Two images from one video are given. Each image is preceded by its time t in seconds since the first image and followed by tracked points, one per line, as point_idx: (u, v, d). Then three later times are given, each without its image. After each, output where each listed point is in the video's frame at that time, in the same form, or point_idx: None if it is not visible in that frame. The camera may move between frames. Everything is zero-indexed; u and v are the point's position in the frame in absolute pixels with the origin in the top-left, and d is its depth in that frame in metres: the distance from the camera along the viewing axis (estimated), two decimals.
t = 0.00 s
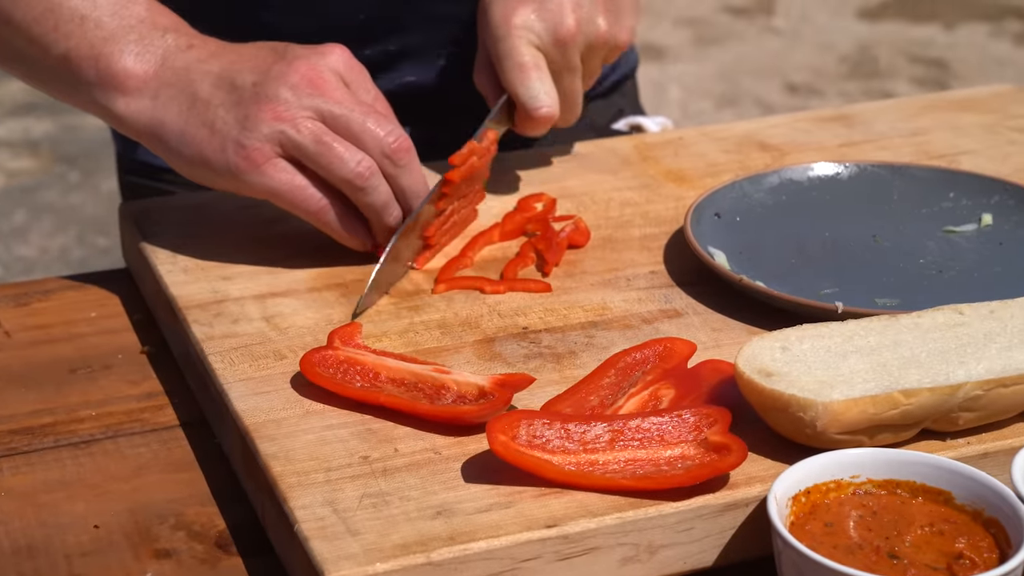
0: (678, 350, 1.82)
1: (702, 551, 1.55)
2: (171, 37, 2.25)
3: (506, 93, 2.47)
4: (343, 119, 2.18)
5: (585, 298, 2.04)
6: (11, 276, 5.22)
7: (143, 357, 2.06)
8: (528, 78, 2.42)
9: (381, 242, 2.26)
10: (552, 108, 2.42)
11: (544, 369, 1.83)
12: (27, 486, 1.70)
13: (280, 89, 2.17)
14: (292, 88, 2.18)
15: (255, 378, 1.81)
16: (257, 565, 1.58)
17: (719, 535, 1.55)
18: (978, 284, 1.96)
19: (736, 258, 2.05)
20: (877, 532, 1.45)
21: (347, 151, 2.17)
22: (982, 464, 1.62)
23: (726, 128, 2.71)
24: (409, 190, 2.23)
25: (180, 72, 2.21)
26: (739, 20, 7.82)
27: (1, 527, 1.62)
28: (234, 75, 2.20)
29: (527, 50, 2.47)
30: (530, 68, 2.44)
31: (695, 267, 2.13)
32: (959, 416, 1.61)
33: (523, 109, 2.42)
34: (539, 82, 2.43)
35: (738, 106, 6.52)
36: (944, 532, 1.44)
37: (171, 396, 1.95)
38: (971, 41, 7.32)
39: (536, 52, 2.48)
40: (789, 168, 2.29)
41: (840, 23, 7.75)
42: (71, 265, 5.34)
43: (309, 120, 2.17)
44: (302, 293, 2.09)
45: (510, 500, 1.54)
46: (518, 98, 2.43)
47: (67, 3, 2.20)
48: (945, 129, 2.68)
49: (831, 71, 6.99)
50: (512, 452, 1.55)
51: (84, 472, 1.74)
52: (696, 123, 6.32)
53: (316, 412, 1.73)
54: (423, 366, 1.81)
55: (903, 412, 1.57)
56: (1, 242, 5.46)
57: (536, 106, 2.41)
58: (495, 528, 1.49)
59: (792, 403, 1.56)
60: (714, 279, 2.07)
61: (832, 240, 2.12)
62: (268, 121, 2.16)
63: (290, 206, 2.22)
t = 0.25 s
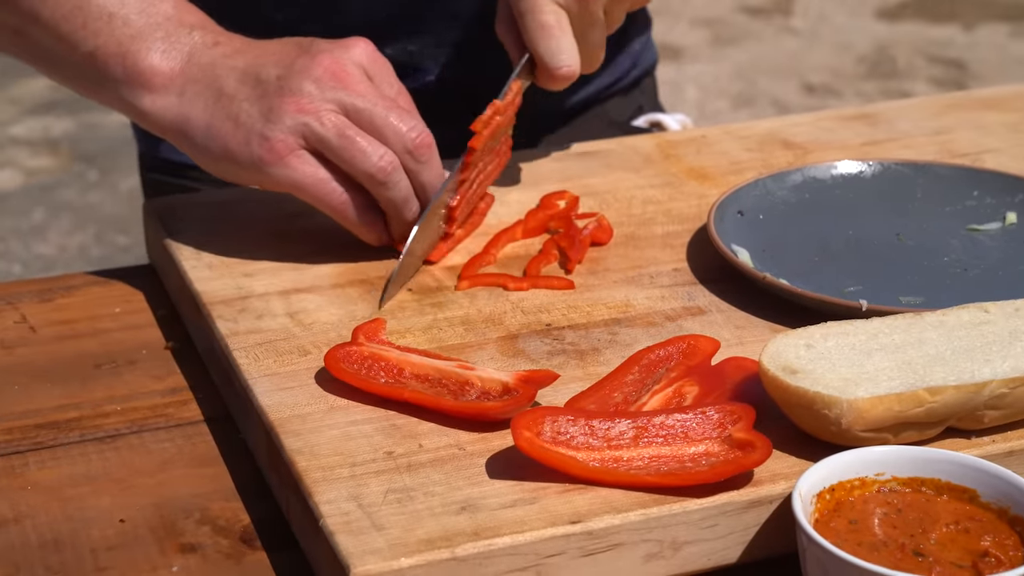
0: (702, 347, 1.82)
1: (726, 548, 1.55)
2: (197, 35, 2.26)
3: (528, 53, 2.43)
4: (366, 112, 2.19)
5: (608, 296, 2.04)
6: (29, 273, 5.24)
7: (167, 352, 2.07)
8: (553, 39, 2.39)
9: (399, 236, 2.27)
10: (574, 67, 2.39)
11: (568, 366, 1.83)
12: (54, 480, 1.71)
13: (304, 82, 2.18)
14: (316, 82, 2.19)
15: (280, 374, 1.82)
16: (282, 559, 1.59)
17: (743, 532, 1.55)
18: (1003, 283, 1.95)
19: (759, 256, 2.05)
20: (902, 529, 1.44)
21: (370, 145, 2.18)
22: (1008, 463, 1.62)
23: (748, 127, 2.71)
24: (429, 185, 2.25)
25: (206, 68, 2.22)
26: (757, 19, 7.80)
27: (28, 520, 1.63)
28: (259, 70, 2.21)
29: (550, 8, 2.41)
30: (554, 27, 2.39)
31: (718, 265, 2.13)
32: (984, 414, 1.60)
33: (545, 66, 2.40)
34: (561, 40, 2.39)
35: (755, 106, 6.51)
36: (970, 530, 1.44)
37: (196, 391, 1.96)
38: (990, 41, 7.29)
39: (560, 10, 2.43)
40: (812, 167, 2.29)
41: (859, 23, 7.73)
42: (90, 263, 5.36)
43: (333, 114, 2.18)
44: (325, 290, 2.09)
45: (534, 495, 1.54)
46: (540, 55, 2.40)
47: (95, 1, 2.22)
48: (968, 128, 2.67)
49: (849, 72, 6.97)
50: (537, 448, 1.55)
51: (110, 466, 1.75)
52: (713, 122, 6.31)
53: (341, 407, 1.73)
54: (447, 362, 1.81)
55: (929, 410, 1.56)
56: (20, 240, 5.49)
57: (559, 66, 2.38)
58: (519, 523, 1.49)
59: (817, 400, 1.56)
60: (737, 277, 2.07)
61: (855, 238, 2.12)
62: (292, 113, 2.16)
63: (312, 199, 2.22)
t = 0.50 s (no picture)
0: (713, 348, 1.82)
1: (737, 549, 1.55)
2: (207, 37, 2.30)
3: (530, 68, 2.41)
4: (369, 111, 2.19)
5: (619, 296, 2.05)
6: (37, 271, 5.24)
7: (179, 351, 2.08)
8: (556, 51, 2.36)
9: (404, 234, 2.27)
10: (575, 81, 2.36)
11: (579, 366, 1.83)
12: (65, 477, 1.72)
13: (308, 81, 2.19)
14: (319, 80, 2.20)
15: (291, 372, 1.82)
16: (293, 557, 1.60)
17: (754, 532, 1.55)
18: (1014, 285, 1.95)
19: (770, 257, 2.05)
20: (913, 531, 1.44)
21: (372, 143, 2.18)
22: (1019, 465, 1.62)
23: (759, 128, 2.71)
24: (433, 182, 2.24)
25: (214, 69, 2.25)
26: (765, 20, 7.80)
27: (40, 518, 1.64)
28: (264, 70, 2.23)
29: (553, 20, 2.40)
30: (558, 42, 2.37)
31: (729, 266, 2.13)
32: (995, 416, 1.60)
33: (547, 80, 2.36)
34: (563, 55, 2.36)
35: (763, 107, 6.51)
36: (980, 532, 1.44)
37: (207, 390, 1.96)
38: (998, 43, 7.28)
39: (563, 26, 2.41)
40: (823, 168, 2.29)
41: (868, 25, 7.72)
42: (98, 261, 5.38)
43: (336, 111, 2.18)
44: (336, 289, 2.10)
45: (546, 495, 1.54)
46: (540, 69, 2.37)
47: (106, 4, 2.27)
48: (979, 130, 2.67)
49: (857, 73, 6.96)
50: (549, 448, 1.55)
51: (122, 464, 1.75)
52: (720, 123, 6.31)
53: (352, 406, 1.74)
54: (458, 362, 1.82)
55: (940, 412, 1.56)
56: (29, 238, 5.50)
57: (559, 80, 2.35)
58: (531, 522, 1.49)
59: (828, 401, 1.56)
60: (747, 278, 2.07)
61: (866, 240, 2.12)
62: (296, 112, 2.17)
63: (316, 197, 2.23)
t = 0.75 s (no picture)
0: (714, 351, 1.82)
1: (737, 551, 1.55)
2: (205, 53, 2.32)
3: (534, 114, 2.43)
4: (360, 116, 2.19)
5: (621, 299, 2.05)
6: (40, 272, 5.25)
7: (181, 353, 2.09)
8: (561, 105, 2.38)
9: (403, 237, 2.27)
10: (579, 133, 2.39)
11: (581, 369, 1.84)
12: (67, 479, 1.73)
13: (300, 88, 2.20)
14: (311, 87, 2.21)
15: (293, 375, 1.83)
16: (294, 558, 1.60)
17: (754, 535, 1.55)
18: (1015, 290, 1.95)
19: (772, 261, 2.05)
20: (912, 533, 1.45)
21: (365, 146, 2.18)
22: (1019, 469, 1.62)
23: (761, 132, 2.72)
24: (427, 184, 2.23)
25: (210, 83, 2.27)
26: (768, 24, 7.80)
27: (42, 519, 1.65)
28: (258, 81, 2.24)
29: (559, 72, 2.42)
30: (563, 93, 2.39)
31: (731, 269, 2.13)
32: (994, 419, 1.60)
33: (550, 133, 2.39)
34: (568, 106, 2.39)
35: (765, 112, 6.51)
36: (979, 535, 1.44)
37: (209, 392, 1.97)
38: (1001, 49, 7.29)
39: (569, 78, 2.43)
40: (825, 172, 2.30)
41: (870, 30, 7.73)
42: (100, 263, 5.38)
43: (327, 117, 2.19)
44: (338, 292, 2.11)
45: (546, 497, 1.55)
46: (545, 120, 2.39)
47: (108, 18, 2.30)
48: (981, 134, 2.67)
49: (860, 78, 6.96)
50: (550, 450, 1.56)
51: (123, 465, 1.76)
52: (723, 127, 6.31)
53: (354, 408, 1.74)
54: (460, 364, 1.82)
55: (939, 415, 1.57)
56: (31, 239, 5.51)
57: (564, 132, 2.37)
58: (531, 525, 1.49)
59: (828, 404, 1.57)
60: (749, 282, 2.08)
61: (868, 244, 2.12)
62: (288, 119, 2.18)
63: (313, 202, 2.24)
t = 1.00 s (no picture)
0: (700, 353, 1.82)
1: (722, 552, 1.56)
2: (189, 62, 2.31)
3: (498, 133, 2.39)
4: (338, 115, 2.20)
5: (607, 300, 2.05)
6: (26, 272, 5.23)
7: (166, 353, 2.08)
8: (523, 118, 2.34)
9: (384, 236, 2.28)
10: (545, 140, 2.34)
11: (567, 370, 1.84)
12: (51, 479, 1.72)
13: (278, 90, 2.21)
14: (289, 88, 2.21)
15: (279, 375, 1.83)
16: (279, 559, 1.60)
17: (739, 536, 1.55)
18: (999, 291, 1.96)
19: (757, 262, 2.06)
20: (897, 534, 1.45)
21: (343, 144, 2.19)
22: (1003, 469, 1.62)
23: (748, 133, 2.72)
24: (406, 181, 2.24)
25: (193, 89, 2.26)
26: (756, 26, 7.82)
27: (26, 519, 1.64)
28: (237, 85, 2.24)
29: (522, 85, 2.39)
30: (524, 104, 2.36)
31: (717, 270, 2.14)
32: (979, 420, 1.61)
33: (516, 143, 2.34)
34: (533, 117, 2.35)
35: (753, 113, 6.52)
36: (963, 535, 1.44)
37: (194, 392, 1.96)
38: (988, 51, 7.32)
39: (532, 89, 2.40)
40: (811, 174, 2.31)
41: (858, 31, 7.75)
42: (87, 263, 5.36)
43: (306, 117, 2.19)
44: (325, 292, 2.10)
45: (532, 498, 1.55)
46: (511, 131, 2.35)
47: (94, 27, 2.27)
48: (967, 136, 2.68)
49: (847, 80, 6.98)
50: (535, 451, 1.56)
51: (108, 466, 1.75)
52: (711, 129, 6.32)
53: (340, 409, 1.74)
54: (446, 365, 1.82)
55: (924, 416, 1.57)
56: (18, 239, 5.48)
57: (530, 139, 2.33)
58: (516, 526, 1.49)
59: (813, 406, 1.57)
60: (734, 283, 2.08)
61: (853, 245, 2.13)
62: (267, 120, 2.18)
63: (293, 202, 2.24)
